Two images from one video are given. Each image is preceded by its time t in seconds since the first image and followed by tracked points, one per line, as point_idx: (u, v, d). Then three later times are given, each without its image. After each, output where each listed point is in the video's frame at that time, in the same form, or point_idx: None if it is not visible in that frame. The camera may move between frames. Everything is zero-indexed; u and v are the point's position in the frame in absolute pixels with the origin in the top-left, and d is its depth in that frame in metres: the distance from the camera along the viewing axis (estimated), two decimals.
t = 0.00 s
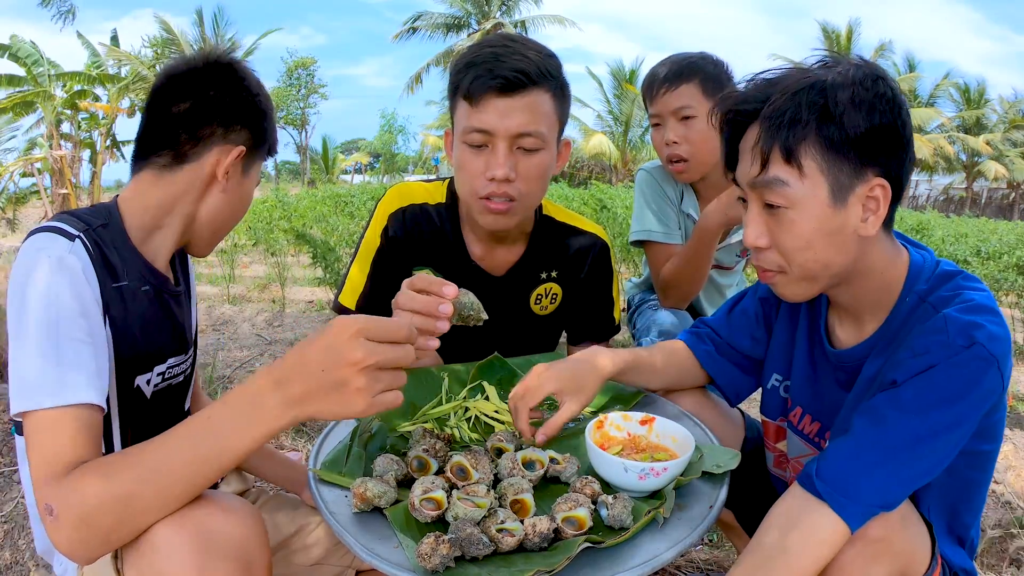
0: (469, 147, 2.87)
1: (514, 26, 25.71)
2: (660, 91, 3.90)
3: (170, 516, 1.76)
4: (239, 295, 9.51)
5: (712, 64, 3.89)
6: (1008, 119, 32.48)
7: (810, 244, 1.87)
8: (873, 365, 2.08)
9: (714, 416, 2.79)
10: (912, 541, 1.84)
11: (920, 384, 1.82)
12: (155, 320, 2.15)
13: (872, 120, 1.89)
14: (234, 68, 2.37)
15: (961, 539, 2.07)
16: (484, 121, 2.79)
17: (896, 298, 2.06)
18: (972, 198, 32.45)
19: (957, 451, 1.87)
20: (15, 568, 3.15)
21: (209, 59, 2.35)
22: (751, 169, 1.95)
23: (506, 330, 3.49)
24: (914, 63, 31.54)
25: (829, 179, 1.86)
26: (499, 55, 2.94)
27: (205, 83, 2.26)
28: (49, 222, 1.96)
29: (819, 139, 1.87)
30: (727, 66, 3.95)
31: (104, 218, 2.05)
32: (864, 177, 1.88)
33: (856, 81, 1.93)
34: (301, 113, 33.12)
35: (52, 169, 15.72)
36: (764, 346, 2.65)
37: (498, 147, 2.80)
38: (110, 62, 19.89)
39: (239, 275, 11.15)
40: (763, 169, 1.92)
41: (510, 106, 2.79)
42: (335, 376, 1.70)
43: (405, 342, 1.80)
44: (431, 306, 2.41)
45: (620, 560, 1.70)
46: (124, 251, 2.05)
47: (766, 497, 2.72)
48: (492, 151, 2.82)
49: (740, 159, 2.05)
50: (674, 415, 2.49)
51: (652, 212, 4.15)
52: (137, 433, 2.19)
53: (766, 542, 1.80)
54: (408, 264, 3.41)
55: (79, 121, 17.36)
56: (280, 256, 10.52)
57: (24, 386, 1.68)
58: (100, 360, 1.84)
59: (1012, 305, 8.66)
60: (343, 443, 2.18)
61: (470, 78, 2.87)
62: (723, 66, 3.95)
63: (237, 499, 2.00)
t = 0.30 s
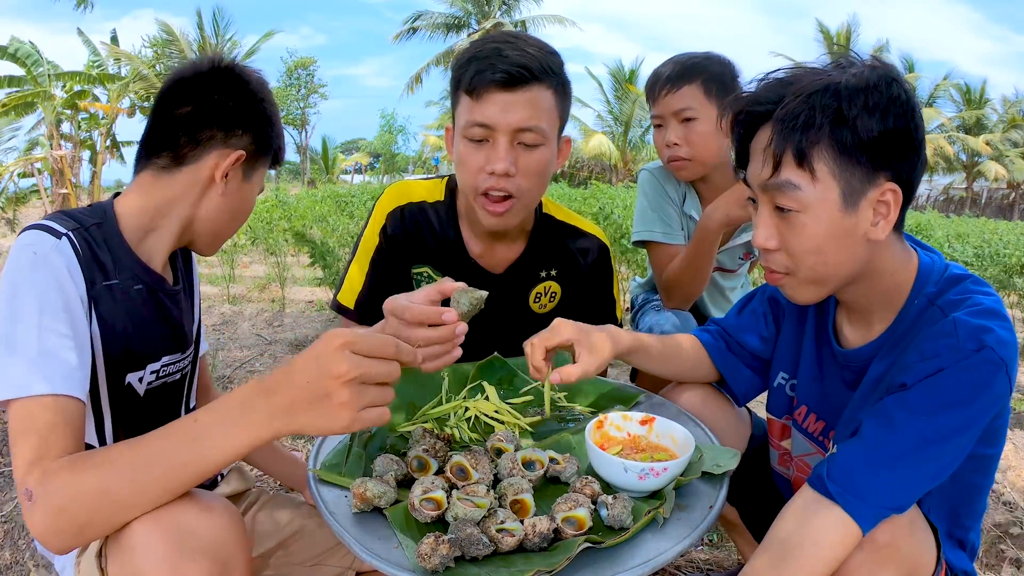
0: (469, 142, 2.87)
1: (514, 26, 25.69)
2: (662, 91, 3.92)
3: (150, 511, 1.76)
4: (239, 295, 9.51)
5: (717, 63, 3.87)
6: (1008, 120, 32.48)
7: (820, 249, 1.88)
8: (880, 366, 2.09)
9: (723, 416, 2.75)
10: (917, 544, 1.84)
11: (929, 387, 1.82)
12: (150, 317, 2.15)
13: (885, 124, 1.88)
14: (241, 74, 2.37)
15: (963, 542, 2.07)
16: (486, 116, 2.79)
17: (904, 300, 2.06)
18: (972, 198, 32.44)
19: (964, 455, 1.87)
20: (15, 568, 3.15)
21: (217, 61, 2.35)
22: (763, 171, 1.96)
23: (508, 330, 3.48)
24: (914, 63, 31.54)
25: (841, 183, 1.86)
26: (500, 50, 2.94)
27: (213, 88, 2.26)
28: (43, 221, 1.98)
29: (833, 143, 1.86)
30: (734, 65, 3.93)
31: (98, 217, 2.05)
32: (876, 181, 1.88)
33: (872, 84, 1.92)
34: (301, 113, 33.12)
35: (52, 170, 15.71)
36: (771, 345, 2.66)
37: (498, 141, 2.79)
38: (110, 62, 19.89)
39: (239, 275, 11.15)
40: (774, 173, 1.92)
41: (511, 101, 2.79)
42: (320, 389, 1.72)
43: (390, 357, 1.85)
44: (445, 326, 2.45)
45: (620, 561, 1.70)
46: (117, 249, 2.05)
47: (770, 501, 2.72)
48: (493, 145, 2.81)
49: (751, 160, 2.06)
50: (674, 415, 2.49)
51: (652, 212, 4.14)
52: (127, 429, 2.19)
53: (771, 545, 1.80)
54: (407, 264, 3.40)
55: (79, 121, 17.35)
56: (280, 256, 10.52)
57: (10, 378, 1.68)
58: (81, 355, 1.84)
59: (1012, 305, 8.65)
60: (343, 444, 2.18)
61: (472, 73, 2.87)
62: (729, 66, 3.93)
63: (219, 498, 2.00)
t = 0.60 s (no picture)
0: (462, 126, 2.87)
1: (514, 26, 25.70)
2: (671, 89, 3.92)
3: (154, 523, 1.76)
4: (239, 295, 9.51)
5: (729, 65, 3.88)
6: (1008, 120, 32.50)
7: (836, 263, 1.87)
8: (881, 370, 2.09)
9: (733, 415, 2.71)
10: (917, 548, 1.85)
11: (932, 392, 1.82)
12: (150, 322, 2.14)
13: (896, 134, 1.89)
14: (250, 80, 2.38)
15: (963, 545, 2.07)
16: (477, 99, 2.79)
17: (906, 304, 2.06)
18: (972, 198, 32.44)
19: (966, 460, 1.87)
20: (15, 568, 3.15)
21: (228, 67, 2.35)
22: (774, 190, 1.90)
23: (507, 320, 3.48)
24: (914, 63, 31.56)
25: (854, 200, 1.84)
26: (490, 34, 2.94)
27: (221, 92, 2.26)
28: (44, 223, 1.97)
29: (846, 159, 1.84)
30: (746, 68, 3.93)
31: (101, 220, 2.05)
32: (887, 192, 1.87)
33: (880, 94, 1.91)
34: (301, 113, 33.12)
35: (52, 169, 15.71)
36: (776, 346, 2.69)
37: (491, 124, 2.80)
38: (110, 62, 19.88)
39: (239, 275, 11.15)
40: (787, 192, 1.88)
41: (503, 83, 2.79)
42: (334, 410, 1.76)
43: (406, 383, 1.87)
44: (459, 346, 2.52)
45: (620, 561, 1.70)
46: (121, 253, 2.04)
47: (775, 507, 2.71)
48: (485, 128, 2.82)
49: (757, 175, 2.00)
50: (676, 416, 2.48)
51: (660, 213, 4.13)
52: (129, 436, 2.19)
53: (772, 548, 1.81)
54: (402, 256, 3.40)
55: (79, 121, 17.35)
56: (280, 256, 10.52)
57: (12, 382, 1.68)
58: (80, 358, 1.84)
59: (1012, 304, 8.66)
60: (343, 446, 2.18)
61: (462, 57, 2.87)
62: (741, 68, 3.94)
63: (226, 510, 2.00)
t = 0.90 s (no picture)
0: (461, 111, 2.86)
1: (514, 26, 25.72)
2: (679, 86, 3.92)
3: (163, 521, 1.77)
4: (240, 295, 9.51)
5: (737, 65, 3.91)
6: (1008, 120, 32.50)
7: (840, 270, 1.87)
8: (882, 373, 2.09)
9: (732, 416, 2.75)
10: (916, 548, 1.85)
11: (929, 393, 1.82)
12: (148, 325, 2.14)
13: (896, 136, 1.90)
14: (260, 83, 2.37)
15: (961, 546, 2.06)
16: (477, 84, 2.79)
17: (908, 306, 2.06)
18: (973, 198, 32.44)
19: (964, 461, 1.87)
20: (15, 568, 3.15)
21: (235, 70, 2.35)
22: (776, 200, 1.89)
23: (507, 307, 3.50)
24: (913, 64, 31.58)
25: (856, 206, 1.84)
26: (487, 21, 2.93)
27: (222, 92, 2.26)
28: (39, 228, 1.96)
29: (847, 166, 1.84)
30: (752, 68, 3.96)
31: (97, 224, 2.05)
32: (890, 195, 1.87)
33: (877, 97, 1.92)
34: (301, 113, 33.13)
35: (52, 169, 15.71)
36: (779, 345, 2.69)
37: (490, 108, 2.80)
38: (110, 62, 19.88)
39: (239, 275, 11.16)
40: (789, 202, 1.86)
41: (502, 67, 2.79)
42: (337, 403, 1.77)
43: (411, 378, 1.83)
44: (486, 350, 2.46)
45: (620, 561, 1.70)
46: (116, 257, 2.03)
47: (771, 499, 2.73)
48: (485, 112, 2.82)
49: (756, 184, 1.99)
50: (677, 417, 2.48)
51: (664, 212, 4.12)
52: (128, 437, 2.19)
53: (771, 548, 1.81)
54: (402, 243, 3.38)
55: (79, 121, 17.35)
56: (280, 256, 10.53)
57: (17, 386, 1.69)
58: (80, 361, 1.84)
59: (1012, 304, 8.66)
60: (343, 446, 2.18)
61: (462, 43, 2.86)
62: (747, 70, 3.95)
63: (229, 507, 2.00)
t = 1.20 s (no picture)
0: (458, 99, 2.85)
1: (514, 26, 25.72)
2: (680, 85, 3.92)
3: (166, 521, 1.77)
4: (240, 295, 9.51)
5: (738, 65, 3.91)
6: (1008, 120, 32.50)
7: (839, 271, 1.87)
8: (880, 374, 2.09)
9: (731, 416, 2.76)
10: (913, 548, 1.85)
11: (925, 395, 1.82)
12: (145, 328, 2.14)
13: (898, 137, 1.90)
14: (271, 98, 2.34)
15: (959, 546, 2.06)
16: (475, 71, 2.79)
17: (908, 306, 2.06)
18: (973, 198, 32.45)
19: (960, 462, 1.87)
20: (16, 568, 3.15)
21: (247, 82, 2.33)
22: (776, 200, 1.89)
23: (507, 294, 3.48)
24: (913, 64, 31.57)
25: (857, 206, 1.84)
26: (482, 10, 2.92)
27: (227, 103, 2.23)
28: (32, 234, 1.97)
29: (848, 165, 1.84)
30: (752, 69, 3.96)
31: (92, 227, 2.05)
32: (890, 196, 1.87)
33: (879, 98, 1.92)
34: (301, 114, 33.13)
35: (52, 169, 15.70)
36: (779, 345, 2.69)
37: (488, 95, 2.80)
38: (110, 62, 19.89)
39: (239, 275, 11.16)
40: (789, 202, 1.87)
41: (498, 55, 2.79)
42: (330, 393, 1.78)
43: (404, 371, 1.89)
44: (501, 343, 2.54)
45: (620, 561, 1.70)
46: (109, 260, 2.03)
47: (771, 494, 2.74)
48: (482, 100, 2.82)
49: (756, 183, 1.99)
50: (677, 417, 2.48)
51: (667, 213, 4.12)
52: (126, 440, 2.19)
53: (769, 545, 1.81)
54: (409, 225, 3.35)
55: (79, 121, 17.35)
56: (280, 256, 10.53)
57: (15, 393, 1.70)
58: (77, 367, 1.85)
59: (1012, 304, 8.65)
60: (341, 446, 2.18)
61: (458, 31, 2.84)
62: (746, 69, 3.95)
63: (230, 507, 2.00)
